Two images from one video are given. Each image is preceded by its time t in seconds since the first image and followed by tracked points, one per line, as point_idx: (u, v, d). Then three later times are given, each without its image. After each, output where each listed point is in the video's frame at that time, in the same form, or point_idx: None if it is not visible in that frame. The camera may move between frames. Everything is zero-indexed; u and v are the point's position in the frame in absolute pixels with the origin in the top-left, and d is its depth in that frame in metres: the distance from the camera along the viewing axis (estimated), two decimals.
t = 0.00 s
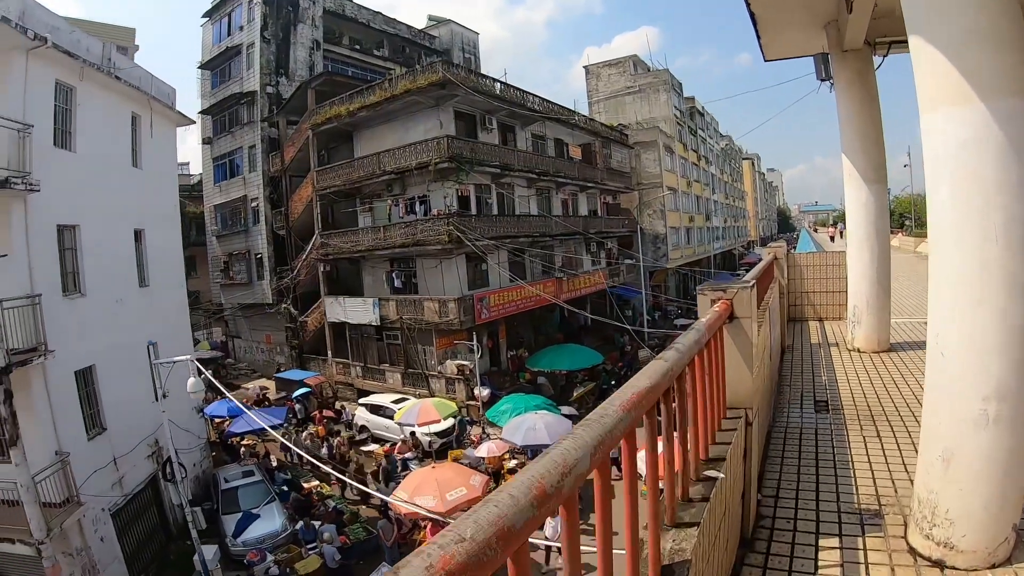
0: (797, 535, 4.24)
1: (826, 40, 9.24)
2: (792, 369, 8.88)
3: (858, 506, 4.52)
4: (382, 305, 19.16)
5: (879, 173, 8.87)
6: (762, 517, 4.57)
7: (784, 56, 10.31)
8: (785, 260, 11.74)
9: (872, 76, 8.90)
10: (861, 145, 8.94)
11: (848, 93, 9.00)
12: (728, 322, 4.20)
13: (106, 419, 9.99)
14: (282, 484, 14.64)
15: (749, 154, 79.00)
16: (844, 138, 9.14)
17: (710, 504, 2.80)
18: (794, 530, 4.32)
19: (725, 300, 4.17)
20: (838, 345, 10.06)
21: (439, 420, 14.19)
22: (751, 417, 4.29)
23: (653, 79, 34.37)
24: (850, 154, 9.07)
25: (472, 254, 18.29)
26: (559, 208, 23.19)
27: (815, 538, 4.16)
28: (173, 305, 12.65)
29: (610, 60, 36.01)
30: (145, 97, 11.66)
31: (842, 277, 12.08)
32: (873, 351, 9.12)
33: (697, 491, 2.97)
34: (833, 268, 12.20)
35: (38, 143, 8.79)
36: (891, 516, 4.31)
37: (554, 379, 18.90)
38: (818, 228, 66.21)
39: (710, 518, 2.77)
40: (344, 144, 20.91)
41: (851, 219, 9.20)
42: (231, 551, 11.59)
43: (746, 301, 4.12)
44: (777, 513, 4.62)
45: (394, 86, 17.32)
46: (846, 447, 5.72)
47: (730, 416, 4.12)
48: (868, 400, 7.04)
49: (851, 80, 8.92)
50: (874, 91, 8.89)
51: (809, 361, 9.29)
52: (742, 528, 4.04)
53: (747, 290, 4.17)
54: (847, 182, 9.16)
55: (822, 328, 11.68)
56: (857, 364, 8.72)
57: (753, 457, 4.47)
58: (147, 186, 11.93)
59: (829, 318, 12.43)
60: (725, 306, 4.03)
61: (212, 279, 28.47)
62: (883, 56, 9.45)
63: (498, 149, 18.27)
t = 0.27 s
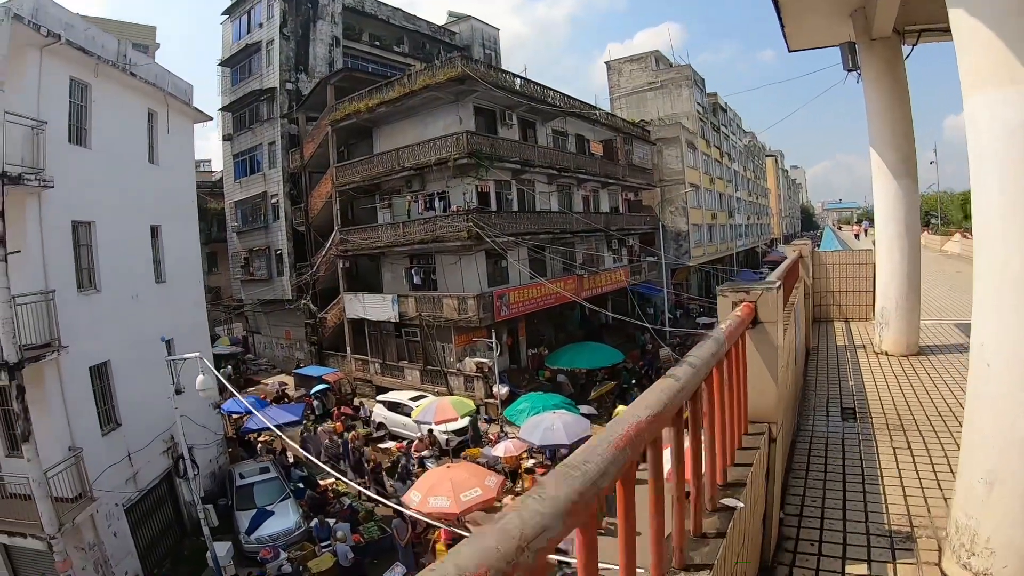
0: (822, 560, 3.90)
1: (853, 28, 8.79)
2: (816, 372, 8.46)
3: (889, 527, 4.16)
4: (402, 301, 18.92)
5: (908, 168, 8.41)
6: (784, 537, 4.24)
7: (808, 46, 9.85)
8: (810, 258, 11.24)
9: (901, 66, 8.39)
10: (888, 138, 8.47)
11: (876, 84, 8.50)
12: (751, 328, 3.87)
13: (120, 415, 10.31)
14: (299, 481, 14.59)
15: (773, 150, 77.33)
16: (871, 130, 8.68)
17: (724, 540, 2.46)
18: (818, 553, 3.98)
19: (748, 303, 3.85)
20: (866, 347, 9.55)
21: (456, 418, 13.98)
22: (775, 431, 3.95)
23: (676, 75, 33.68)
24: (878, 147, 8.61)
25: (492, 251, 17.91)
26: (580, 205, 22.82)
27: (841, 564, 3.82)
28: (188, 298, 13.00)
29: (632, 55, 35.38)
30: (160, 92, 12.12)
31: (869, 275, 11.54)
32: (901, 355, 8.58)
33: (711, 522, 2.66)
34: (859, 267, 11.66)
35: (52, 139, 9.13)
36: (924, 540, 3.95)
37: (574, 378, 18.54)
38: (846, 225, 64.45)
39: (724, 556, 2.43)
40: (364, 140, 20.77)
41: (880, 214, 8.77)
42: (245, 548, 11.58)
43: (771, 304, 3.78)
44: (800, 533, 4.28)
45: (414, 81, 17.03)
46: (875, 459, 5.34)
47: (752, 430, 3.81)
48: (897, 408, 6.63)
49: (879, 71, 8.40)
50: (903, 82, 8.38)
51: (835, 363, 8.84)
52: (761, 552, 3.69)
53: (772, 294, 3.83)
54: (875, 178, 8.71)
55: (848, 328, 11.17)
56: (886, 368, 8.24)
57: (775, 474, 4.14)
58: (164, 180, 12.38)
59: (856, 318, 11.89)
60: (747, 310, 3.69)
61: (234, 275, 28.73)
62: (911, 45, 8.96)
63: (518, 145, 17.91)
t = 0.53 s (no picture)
0: None
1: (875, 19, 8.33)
2: (835, 379, 8.07)
3: (910, 560, 3.84)
4: (414, 300, 18.42)
5: (934, 166, 8.03)
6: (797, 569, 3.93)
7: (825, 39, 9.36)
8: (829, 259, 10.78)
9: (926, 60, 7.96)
10: (910, 136, 8.08)
11: (899, 79, 8.10)
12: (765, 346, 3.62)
13: (129, 413, 10.43)
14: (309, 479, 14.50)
15: (791, 148, 76.11)
16: (895, 126, 8.28)
17: None
18: None
19: (762, 316, 3.60)
20: (886, 352, 9.07)
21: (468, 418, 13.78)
22: (789, 457, 3.67)
23: (693, 71, 33.10)
24: (902, 144, 8.22)
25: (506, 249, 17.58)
26: (596, 202, 22.49)
27: None
28: (199, 298, 13.24)
29: (648, 51, 34.86)
30: (170, 90, 12.21)
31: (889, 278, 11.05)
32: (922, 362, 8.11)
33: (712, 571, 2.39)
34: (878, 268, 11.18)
35: (60, 138, 9.24)
36: None
37: (588, 378, 18.22)
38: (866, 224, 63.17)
39: None
40: (378, 137, 20.58)
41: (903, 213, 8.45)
42: (253, 547, 11.52)
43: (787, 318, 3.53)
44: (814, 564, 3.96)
45: (428, 78, 16.81)
46: (895, 479, 5.00)
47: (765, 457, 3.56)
48: (919, 421, 6.26)
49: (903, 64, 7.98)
50: (927, 76, 7.96)
51: (854, 369, 8.44)
52: None
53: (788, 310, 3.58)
54: (899, 176, 8.35)
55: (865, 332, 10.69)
56: (909, 375, 7.82)
57: (788, 500, 3.83)
58: (175, 178, 12.52)
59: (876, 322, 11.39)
60: (762, 327, 3.43)
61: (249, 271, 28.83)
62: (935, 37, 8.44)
63: (532, 142, 17.60)
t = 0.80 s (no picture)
0: None
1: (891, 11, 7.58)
2: (852, 382, 7.37)
3: None
4: (428, 298, 18.27)
5: (957, 158, 7.09)
6: None
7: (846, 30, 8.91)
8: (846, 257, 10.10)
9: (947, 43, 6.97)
10: (928, 128, 7.13)
11: (913, 66, 7.12)
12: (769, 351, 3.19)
13: (138, 412, 10.71)
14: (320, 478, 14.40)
15: (809, 146, 74.90)
16: (913, 116, 7.34)
17: None
18: None
19: (765, 321, 3.16)
20: (906, 354, 8.33)
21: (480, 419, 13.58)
22: (794, 476, 3.21)
23: (709, 68, 32.59)
24: (920, 137, 7.27)
25: (521, 248, 17.30)
26: (612, 200, 22.18)
27: None
28: (210, 298, 13.88)
29: (664, 48, 34.38)
30: (178, 89, 12.74)
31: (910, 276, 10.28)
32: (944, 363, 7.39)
33: None
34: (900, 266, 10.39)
35: (67, 136, 9.54)
36: None
37: (604, 378, 17.90)
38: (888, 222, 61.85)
39: None
40: (392, 135, 20.42)
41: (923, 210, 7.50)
42: (262, 546, 11.44)
43: (794, 323, 3.10)
44: None
45: (441, 76, 16.60)
46: (914, 493, 4.32)
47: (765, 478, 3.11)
48: (941, 428, 5.54)
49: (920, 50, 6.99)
50: (948, 62, 6.94)
51: (873, 371, 7.72)
52: None
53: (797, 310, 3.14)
54: (919, 168, 7.41)
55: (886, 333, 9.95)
56: (931, 378, 7.09)
57: (795, 525, 3.36)
58: (184, 176, 13.10)
59: (897, 323, 10.64)
60: (764, 330, 3.02)
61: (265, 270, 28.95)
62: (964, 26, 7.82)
63: (547, 139, 17.34)
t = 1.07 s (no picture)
0: None
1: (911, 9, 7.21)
2: (869, 391, 6.87)
3: None
4: (443, 299, 18.16)
5: (982, 154, 6.62)
6: None
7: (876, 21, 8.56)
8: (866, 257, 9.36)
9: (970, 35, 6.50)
10: (950, 123, 6.66)
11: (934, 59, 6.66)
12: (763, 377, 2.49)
13: (148, 411, 11.20)
14: (332, 479, 14.34)
15: (831, 145, 73.53)
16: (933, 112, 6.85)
17: None
18: None
19: (759, 343, 2.49)
20: (927, 364, 7.74)
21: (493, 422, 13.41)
22: (791, 522, 2.55)
23: (729, 66, 32.06)
24: (942, 133, 6.79)
25: (537, 248, 17.09)
26: (630, 200, 21.87)
27: None
28: (223, 299, 14.33)
29: (683, 47, 33.92)
30: (191, 91, 13.27)
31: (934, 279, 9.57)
32: (966, 374, 6.92)
33: None
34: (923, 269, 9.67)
35: (78, 138, 10.02)
36: None
37: (620, 380, 17.58)
38: (914, 222, 60.42)
39: None
40: (407, 135, 20.32)
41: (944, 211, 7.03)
42: (271, 548, 11.39)
43: (791, 345, 2.42)
44: None
45: (456, 75, 16.52)
46: (931, 521, 3.86)
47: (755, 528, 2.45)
48: (963, 448, 5.04)
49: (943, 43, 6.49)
50: (971, 55, 6.50)
51: (892, 380, 7.19)
52: None
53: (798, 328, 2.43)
54: (940, 168, 6.95)
55: (907, 341, 9.31)
56: (953, 391, 6.55)
57: None
58: (197, 178, 13.60)
59: (919, 328, 9.99)
60: (755, 355, 2.32)
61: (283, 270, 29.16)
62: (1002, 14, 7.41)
63: (564, 139, 17.12)
